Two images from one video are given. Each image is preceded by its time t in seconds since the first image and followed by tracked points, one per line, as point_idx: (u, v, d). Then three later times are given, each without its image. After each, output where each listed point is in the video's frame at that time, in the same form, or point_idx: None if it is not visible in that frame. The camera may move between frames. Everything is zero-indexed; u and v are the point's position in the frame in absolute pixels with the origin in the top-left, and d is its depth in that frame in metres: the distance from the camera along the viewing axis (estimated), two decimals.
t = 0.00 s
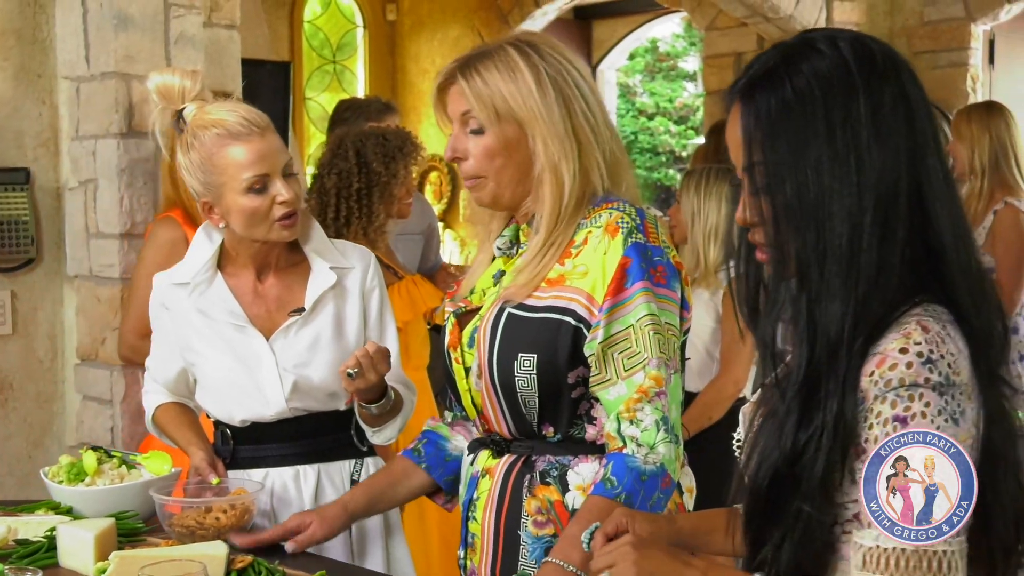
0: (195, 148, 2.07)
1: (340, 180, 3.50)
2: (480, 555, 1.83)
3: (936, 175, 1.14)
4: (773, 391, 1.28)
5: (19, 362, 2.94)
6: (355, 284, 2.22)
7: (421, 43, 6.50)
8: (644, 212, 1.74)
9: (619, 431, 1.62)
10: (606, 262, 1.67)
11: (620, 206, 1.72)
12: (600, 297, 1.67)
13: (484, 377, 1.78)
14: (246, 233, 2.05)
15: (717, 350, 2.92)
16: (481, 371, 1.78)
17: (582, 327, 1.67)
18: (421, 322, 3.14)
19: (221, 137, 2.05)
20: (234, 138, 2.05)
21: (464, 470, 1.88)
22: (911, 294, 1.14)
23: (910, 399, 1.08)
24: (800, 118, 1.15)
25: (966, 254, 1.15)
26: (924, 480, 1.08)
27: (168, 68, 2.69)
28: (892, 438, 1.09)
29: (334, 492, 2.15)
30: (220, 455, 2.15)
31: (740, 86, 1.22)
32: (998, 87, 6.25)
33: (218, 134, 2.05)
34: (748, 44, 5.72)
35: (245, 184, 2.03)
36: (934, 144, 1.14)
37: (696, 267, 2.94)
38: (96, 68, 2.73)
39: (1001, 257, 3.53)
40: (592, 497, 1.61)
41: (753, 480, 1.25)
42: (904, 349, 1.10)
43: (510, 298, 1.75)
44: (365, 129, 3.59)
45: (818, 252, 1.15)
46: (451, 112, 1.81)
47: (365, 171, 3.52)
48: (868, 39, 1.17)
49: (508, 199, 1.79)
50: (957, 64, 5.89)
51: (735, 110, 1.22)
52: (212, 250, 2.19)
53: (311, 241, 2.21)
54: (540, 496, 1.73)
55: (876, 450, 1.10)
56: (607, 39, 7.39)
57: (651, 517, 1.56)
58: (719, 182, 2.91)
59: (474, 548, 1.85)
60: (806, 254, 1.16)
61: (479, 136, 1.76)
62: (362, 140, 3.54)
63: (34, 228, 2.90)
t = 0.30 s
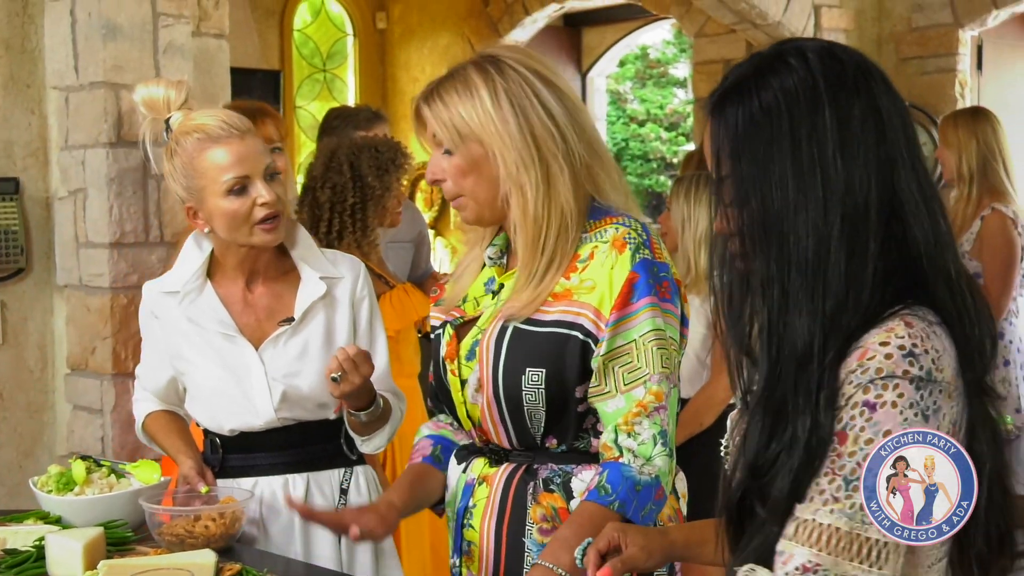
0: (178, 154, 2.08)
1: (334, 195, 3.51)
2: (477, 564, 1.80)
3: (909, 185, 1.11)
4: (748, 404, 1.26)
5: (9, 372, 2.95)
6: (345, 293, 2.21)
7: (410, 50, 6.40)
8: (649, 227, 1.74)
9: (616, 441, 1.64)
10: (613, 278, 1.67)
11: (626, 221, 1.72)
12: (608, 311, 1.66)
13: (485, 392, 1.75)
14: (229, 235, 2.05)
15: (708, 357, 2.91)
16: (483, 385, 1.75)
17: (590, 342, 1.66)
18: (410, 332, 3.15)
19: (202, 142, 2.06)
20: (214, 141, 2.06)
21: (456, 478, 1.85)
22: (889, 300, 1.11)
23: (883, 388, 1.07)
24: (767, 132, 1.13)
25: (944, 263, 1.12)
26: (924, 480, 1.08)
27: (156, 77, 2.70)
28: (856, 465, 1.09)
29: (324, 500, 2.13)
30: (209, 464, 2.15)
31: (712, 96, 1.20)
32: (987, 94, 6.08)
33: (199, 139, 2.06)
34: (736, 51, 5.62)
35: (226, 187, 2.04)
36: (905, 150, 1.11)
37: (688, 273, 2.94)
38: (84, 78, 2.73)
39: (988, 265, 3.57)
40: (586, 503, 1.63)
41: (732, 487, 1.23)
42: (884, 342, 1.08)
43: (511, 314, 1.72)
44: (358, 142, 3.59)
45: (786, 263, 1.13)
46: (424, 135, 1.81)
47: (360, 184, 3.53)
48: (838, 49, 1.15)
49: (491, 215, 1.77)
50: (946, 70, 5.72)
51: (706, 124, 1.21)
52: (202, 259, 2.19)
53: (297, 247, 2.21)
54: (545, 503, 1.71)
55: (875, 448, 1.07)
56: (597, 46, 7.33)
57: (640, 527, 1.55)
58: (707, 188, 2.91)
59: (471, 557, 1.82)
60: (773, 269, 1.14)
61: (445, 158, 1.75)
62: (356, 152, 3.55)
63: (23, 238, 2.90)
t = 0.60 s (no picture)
0: (181, 167, 2.08)
1: (359, 199, 3.55)
2: (485, 568, 1.79)
3: (914, 189, 1.11)
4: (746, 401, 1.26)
5: (14, 378, 2.96)
6: (347, 299, 2.21)
7: (413, 56, 6.41)
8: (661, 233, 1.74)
9: (625, 443, 1.65)
10: (626, 283, 1.67)
11: (639, 226, 1.72)
12: (621, 315, 1.66)
13: (496, 398, 1.74)
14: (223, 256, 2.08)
15: (713, 361, 2.90)
16: (494, 390, 1.74)
17: (605, 347, 1.66)
18: (412, 337, 3.13)
19: (204, 163, 2.05)
20: (217, 166, 2.04)
21: (461, 483, 1.83)
22: (883, 303, 1.12)
23: (873, 384, 1.07)
24: (774, 135, 1.13)
25: (943, 268, 1.12)
26: (924, 480, 1.07)
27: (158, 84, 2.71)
28: (850, 461, 1.07)
29: (325, 506, 2.13)
30: (212, 470, 2.15)
31: (721, 97, 1.20)
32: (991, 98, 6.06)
33: (202, 160, 2.05)
34: (739, 55, 5.61)
35: (223, 214, 2.04)
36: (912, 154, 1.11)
37: (691, 278, 2.93)
38: (88, 86, 2.73)
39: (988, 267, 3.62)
40: (595, 501, 1.63)
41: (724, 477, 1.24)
42: (877, 342, 1.08)
43: (523, 325, 1.70)
44: (369, 147, 3.65)
45: (786, 261, 1.13)
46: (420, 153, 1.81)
47: (382, 185, 3.59)
48: (845, 53, 1.14)
49: (491, 229, 1.77)
50: (948, 74, 5.70)
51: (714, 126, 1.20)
52: (204, 266, 2.17)
53: (299, 253, 2.20)
54: (557, 508, 1.71)
55: (876, 447, 1.06)
56: (600, 51, 7.32)
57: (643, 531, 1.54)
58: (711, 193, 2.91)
59: (477, 560, 1.81)
60: (776, 268, 1.14)
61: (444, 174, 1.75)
62: (372, 155, 3.61)
63: (28, 246, 2.91)
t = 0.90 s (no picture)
0: (187, 170, 2.08)
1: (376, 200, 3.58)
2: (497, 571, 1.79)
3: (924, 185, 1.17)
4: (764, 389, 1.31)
5: (25, 381, 2.97)
6: (358, 302, 2.21)
7: (423, 58, 6.40)
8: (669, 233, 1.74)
9: (634, 441, 1.65)
10: (634, 283, 1.67)
11: (646, 226, 1.72)
12: (630, 315, 1.66)
13: (507, 400, 1.73)
14: (233, 258, 2.08)
15: (724, 363, 2.90)
16: (504, 393, 1.73)
17: (615, 348, 1.66)
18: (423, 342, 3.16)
19: (210, 163, 2.05)
20: (222, 164, 2.05)
21: (473, 486, 1.83)
22: (896, 293, 1.17)
23: (889, 373, 1.12)
24: (793, 132, 1.17)
25: (953, 266, 1.18)
26: (924, 480, 1.13)
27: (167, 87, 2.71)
28: (866, 446, 1.13)
29: (336, 510, 2.13)
30: (223, 473, 2.16)
31: (737, 97, 1.25)
32: (1002, 97, 5.99)
33: (208, 160, 2.05)
34: (749, 56, 5.60)
35: (231, 213, 2.05)
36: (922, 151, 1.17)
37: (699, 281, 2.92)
38: (98, 89, 2.74)
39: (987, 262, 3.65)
40: (602, 501, 1.63)
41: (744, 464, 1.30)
42: (891, 332, 1.14)
43: (533, 327, 1.70)
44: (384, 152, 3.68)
45: (807, 254, 1.18)
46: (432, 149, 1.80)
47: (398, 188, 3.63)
48: (862, 56, 1.19)
49: (500, 229, 1.77)
50: (959, 74, 5.67)
51: (733, 122, 1.25)
52: (214, 269, 2.17)
53: (309, 257, 2.20)
54: (568, 512, 1.71)
55: (875, 449, 1.12)
56: (610, 53, 7.33)
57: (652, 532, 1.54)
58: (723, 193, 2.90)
59: (490, 564, 1.80)
60: (796, 261, 1.19)
61: (454, 171, 1.74)
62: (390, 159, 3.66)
63: (38, 248, 2.92)
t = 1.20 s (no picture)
0: (198, 169, 2.08)
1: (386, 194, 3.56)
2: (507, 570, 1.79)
3: (933, 182, 1.17)
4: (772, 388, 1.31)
5: (35, 379, 2.97)
6: (368, 300, 2.21)
7: (431, 57, 6.41)
8: (668, 227, 1.73)
9: (637, 436, 1.63)
10: (632, 277, 1.66)
11: (643, 220, 1.71)
12: (627, 310, 1.65)
13: (509, 393, 1.73)
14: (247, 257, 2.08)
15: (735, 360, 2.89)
16: (506, 387, 1.73)
17: (613, 343, 1.65)
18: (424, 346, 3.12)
19: (221, 163, 2.05)
20: (234, 164, 2.05)
21: (482, 484, 1.84)
22: (911, 288, 1.17)
23: (912, 370, 1.11)
24: (808, 130, 1.17)
25: (964, 259, 1.18)
26: (924, 480, 1.10)
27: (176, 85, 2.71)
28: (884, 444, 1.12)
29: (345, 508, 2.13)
30: (233, 471, 2.16)
31: (749, 96, 1.24)
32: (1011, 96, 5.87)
33: (219, 160, 2.05)
34: (759, 53, 5.59)
35: (244, 213, 2.05)
36: (929, 148, 1.18)
37: (710, 279, 2.90)
38: (108, 87, 2.74)
39: (983, 256, 3.71)
40: (607, 496, 1.60)
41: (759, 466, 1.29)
42: (909, 326, 1.13)
43: (534, 316, 1.71)
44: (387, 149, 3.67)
45: (824, 249, 1.17)
46: (473, 115, 1.77)
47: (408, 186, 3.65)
48: (874, 55, 1.18)
49: (517, 209, 1.76)
50: (969, 72, 5.65)
51: (744, 119, 1.24)
52: (225, 266, 2.17)
53: (321, 255, 2.19)
54: (573, 508, 1.69)
55: (875, 452, 1.12)
56: (619, 50, 7.33)
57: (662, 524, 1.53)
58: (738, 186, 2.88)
59: (500, 562, 1.81)
60: (811, 257, 1.18)
61: (506, 143, 1.73)
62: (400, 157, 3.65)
63: (48, 246, 2.92)
